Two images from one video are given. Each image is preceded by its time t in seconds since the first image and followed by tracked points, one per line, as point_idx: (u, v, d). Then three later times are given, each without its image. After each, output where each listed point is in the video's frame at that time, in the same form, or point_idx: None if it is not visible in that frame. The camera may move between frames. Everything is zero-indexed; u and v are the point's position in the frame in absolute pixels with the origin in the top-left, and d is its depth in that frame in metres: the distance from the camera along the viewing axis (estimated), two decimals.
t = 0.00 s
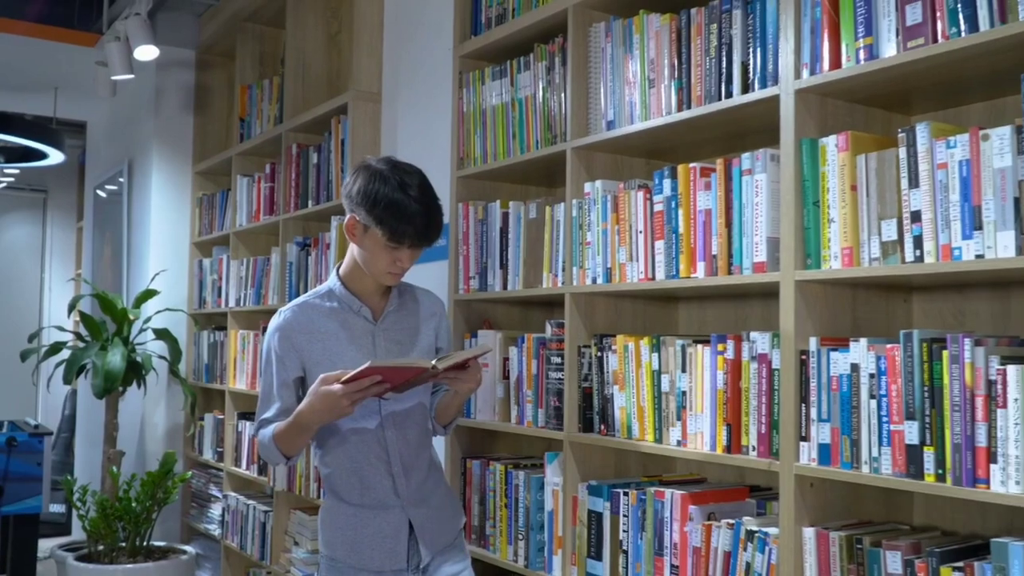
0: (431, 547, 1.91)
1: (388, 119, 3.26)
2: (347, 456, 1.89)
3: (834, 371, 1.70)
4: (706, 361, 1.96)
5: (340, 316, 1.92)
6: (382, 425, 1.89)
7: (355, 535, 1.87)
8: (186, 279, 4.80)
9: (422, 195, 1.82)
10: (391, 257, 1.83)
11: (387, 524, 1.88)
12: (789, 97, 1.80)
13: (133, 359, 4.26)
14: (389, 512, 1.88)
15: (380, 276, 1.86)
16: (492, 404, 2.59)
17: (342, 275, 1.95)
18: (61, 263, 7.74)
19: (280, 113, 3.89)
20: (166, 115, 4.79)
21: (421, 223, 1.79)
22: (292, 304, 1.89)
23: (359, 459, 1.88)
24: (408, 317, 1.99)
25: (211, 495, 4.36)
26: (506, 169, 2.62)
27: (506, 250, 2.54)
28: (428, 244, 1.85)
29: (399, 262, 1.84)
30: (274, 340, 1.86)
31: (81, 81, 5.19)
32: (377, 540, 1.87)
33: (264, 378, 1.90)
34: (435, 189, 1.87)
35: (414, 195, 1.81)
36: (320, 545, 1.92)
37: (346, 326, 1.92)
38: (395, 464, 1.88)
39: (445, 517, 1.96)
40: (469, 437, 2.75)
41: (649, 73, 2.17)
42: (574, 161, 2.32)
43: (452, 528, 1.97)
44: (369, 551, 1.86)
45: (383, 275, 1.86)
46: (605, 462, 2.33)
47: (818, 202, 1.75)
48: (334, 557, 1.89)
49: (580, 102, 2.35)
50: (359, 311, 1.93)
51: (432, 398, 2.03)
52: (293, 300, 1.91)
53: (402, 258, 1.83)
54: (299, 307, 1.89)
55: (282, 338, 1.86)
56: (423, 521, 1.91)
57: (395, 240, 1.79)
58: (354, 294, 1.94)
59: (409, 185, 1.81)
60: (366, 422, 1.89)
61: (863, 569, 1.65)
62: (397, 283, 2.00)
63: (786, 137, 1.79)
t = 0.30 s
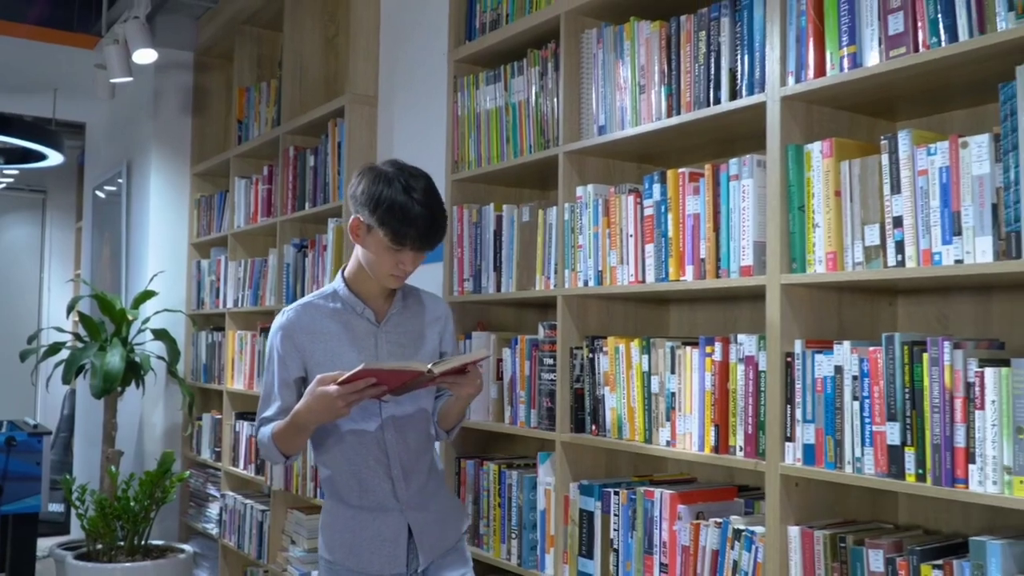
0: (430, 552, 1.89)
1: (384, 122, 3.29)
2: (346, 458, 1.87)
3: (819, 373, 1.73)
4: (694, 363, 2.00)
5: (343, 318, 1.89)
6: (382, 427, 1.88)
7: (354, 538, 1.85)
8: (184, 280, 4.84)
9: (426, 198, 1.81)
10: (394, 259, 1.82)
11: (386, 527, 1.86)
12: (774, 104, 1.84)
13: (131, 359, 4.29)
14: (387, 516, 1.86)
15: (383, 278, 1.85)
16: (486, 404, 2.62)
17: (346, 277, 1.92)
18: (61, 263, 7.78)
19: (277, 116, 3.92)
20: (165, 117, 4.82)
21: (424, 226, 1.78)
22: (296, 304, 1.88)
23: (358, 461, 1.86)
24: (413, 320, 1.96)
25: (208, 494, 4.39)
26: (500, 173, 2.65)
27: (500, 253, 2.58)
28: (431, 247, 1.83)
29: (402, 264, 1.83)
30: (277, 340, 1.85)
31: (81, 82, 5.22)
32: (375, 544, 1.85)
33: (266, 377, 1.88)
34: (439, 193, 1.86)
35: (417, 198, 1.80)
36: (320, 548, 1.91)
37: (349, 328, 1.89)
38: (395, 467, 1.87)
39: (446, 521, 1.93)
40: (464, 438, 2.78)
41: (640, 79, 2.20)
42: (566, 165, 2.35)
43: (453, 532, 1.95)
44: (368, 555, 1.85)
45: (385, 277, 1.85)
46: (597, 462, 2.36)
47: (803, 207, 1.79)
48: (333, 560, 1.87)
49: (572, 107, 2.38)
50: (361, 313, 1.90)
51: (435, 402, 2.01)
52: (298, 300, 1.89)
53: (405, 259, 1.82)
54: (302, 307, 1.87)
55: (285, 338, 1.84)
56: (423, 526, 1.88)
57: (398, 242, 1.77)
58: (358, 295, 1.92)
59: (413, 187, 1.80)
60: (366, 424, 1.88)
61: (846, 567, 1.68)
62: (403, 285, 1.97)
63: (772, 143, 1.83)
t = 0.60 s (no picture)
0: (441, 558, 1.84)
1: (382, 126, 3.33)
2: (359, 459, 1.83)
3: (807, 374, 1.77)
4: (685, 363, 2.03)
5: (359, 319, 1.87)
6: (396, 429, 1.84)
7: (364, 541, 1.81)
8: (184, 281, 4.87)
9: (443, 199, 1.79)
10: (410, 261, 1.79)
11: (396, 531, 1.81)
12: (763, 111, 1.87)
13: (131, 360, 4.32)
14: (397, 519, 1.82)
15: (399, 280, 1.82)
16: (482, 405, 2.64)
17: (363, 279, 1.90)
18: (61, 264, 7.81)
19: (276, 118, 3.95)
20: (164, 119, 4.85)
21: (441, 227, 1.76)
22: (312, 304, 1.85)
23: (371, 463, 1.83)
24: (428, 323, 1.93)
25: (207, 494, 4.42)
26: (496, 177, 2.68)
27: (496, 256, 2.62)
28: (448, 250, 1.81)
29: (418, 266, 1.80)
30: (292, 339, 1.82)
31: (81, 85, 5.25)
32: (386, 547, 1.81)
33: (280, 375, 1.86)
34: (457, 196, 1.84)
35: (434, 199, 1.78)
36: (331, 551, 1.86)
37: (363, 330, 1.86)
38: (407, 470, 1.83)
39: (456, 525, 1.89)
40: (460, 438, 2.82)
41: (633, 84, 2.24)
42: (561, 169, 2.39)
43: (466, 537, 1.91)
44: (378, 558, 1.80)
45: (402, 280, 1.82)
46: (591, 461, 2.41)
47: (791, 212, 1.83)
48: (343, 564, 1.82)
49: (566, 111, 2.42)
50: (377, 314, 1.88)
51: (449, 406, 1.99)
52: (314, 300, 1.86)
53: (421, 261, 1.79)
54: (318, 308, 1.84)
55: (300, 338, 1.82)
56: (434, 531, 1.84)
57: (413, 242, 1.75)
58: (374, 297, 1.89)
59: (431, 189, 1.78)
60: (380, 426, 1.84)
61: (833, 564, 1.71)
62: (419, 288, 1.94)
63: (761, 148, 1.87)
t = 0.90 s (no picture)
0: (457, 557, 1.80)
1: (377, 129, 3.37)
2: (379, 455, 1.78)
3: (788, 371, 1.82)
4: (671, 362, 2.09)
5: (384, 316, 1.84)
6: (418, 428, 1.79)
7: (380, 537, 1.77)
8: (183, 281, 4.92)
9: (472, 199, 1.76)
10: (437, 260, 1.75)
11: (413, 527, 1.77)
12: (746, 116, 1.93)
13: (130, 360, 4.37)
14: (413, 517, 1.78)
15: (425, 280, 1.78)
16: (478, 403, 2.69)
17: (389, 276, 1.87)
18: (60, 264, 7.86)
19: (274, 121, 4.01)
20: (163, 121, 4.90)
21: (470, 227, 1.73)
22: (337, 299, 1.82)
23: (390, 459, 1.78)
24: (452, 322, 1.90)
25: (206, 492, 4.48)
26: (488, 179, 2.74)
27: (488, 257, 2.67)
28: (476, 250, 1.77)
29: (446, 266, 1.76)
30: (317, 333, 1.80)
31: (80, 88, 5.30)
32: (402, 544, 1.76)
33: (304, 369, 1.84)
34: (485, 198, 1.81)
35: (463, 199, 1.75)
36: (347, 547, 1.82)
37: (388, 327, 1.83)
38: (425, 467, 1.79)
39: (473, 524, 1.84)
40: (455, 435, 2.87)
41: (621, 89, 2.29)
42: (552, 172, 2.44)
43: (483, 536, 1.86)
44: (394, 555, 1.76)
45: (428, 280, 1.78)
46: (581, 458, 2.46)
47: (773, 214, 1.88)
48: (359, 559, 1.79)
49: (557, 115, 2.47)
50: (402, 312, 1.85)
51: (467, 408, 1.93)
52: (338, 296, 1.84)
53: (449, 260, 1.75)
54: (343, 303, 1.82)
55: (325, 332, 1.79)
56: (450, 529, 1.80)
57: (441, 241, 1.72)
58: (400, 294, 1.86)
59: (460, 188, 1.76)
60: (401, 423, 1.79)
61: (812, 556, 1.77)
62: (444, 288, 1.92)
63: (744, 153, 1.92)
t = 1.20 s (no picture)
0: (479, 551, 1.86)
1: (373, 132, 3.43)
2: (404, 448, 1.86)
3: (767, 368, 1.88)
4: (657, 359, 2.15)
5: (412, 312, 1.90)
6: (443, 422, 1.87)
7: (404, 531, 1.84)
8: (181, 281, 4.98)
9: (501, 199, 1.81)
10: (465, 257, 1.80)
11: (436, 521, 1.83)
12: (729, 121, 1.99)
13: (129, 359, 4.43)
14: (437, 510, 1.84)
15: (453, 277, 1.83)
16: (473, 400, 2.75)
17: (417, 274, 1.93)
18: (60, 265, 7.91)
19: (271, 123, 4.07)
20: (161, 124, 4.95)
21: (497, 225, 1.78)
22: (366, 295, 1.89)
23: (416, 453, 1.85)
24: (477, 321, 1.97)
25: (204, 489, 4.53)
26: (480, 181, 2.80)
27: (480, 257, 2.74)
28: (503, 249, 1.82)
29: (474, 263, 1.81)
30: (345, 327, 1.86)
31: (79, 90, 5.36)
32: (425, 537, 1.83)
33: (331, 362, 1.90)
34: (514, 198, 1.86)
35: (491, 198, 1.80)
36: (370, 539, 1.90)
37: (415, 323, 1.89)
38: (450, 461, 1.85)
39: (495, 521, 1.91)
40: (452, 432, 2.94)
41: (609, 94, 2.35)
42: (542, 175, 2.50)
43: (505, 531, 1.93)
44: (418, 547, 1.83)
45: (456, 277, 1.83)
46: (571, 455, 2.52)
47: (754, 215, 1.94)
48: (383, 550, 1.86)
49: (547, 119, 2.53)
50: (429, 308, 1.92)
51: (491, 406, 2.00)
52: (367, 291, 1.90)
53: (476, 258, 1.80)
54: (372, 298, 1.88)
55: (354, 327, 1.86)
56: (473, 524, 1.86)
57: (470, 239, 1.77)
58: (427, 291, 1.93)
59: (488, 187, 1.81)
60: (429, 418, 1.87)
61: (791, 547, 1.83)
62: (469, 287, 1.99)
63: (726, 156, 1.98)
